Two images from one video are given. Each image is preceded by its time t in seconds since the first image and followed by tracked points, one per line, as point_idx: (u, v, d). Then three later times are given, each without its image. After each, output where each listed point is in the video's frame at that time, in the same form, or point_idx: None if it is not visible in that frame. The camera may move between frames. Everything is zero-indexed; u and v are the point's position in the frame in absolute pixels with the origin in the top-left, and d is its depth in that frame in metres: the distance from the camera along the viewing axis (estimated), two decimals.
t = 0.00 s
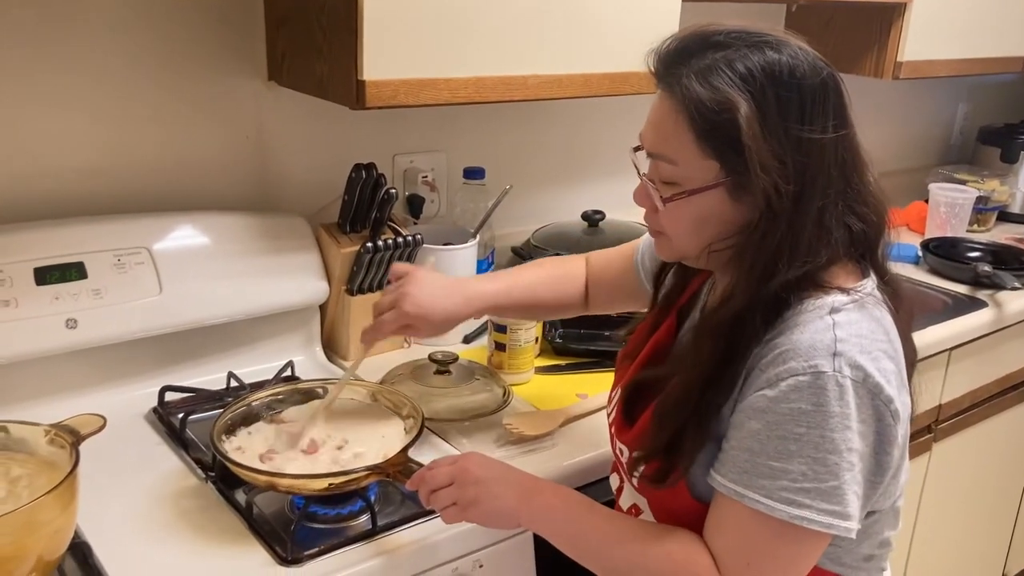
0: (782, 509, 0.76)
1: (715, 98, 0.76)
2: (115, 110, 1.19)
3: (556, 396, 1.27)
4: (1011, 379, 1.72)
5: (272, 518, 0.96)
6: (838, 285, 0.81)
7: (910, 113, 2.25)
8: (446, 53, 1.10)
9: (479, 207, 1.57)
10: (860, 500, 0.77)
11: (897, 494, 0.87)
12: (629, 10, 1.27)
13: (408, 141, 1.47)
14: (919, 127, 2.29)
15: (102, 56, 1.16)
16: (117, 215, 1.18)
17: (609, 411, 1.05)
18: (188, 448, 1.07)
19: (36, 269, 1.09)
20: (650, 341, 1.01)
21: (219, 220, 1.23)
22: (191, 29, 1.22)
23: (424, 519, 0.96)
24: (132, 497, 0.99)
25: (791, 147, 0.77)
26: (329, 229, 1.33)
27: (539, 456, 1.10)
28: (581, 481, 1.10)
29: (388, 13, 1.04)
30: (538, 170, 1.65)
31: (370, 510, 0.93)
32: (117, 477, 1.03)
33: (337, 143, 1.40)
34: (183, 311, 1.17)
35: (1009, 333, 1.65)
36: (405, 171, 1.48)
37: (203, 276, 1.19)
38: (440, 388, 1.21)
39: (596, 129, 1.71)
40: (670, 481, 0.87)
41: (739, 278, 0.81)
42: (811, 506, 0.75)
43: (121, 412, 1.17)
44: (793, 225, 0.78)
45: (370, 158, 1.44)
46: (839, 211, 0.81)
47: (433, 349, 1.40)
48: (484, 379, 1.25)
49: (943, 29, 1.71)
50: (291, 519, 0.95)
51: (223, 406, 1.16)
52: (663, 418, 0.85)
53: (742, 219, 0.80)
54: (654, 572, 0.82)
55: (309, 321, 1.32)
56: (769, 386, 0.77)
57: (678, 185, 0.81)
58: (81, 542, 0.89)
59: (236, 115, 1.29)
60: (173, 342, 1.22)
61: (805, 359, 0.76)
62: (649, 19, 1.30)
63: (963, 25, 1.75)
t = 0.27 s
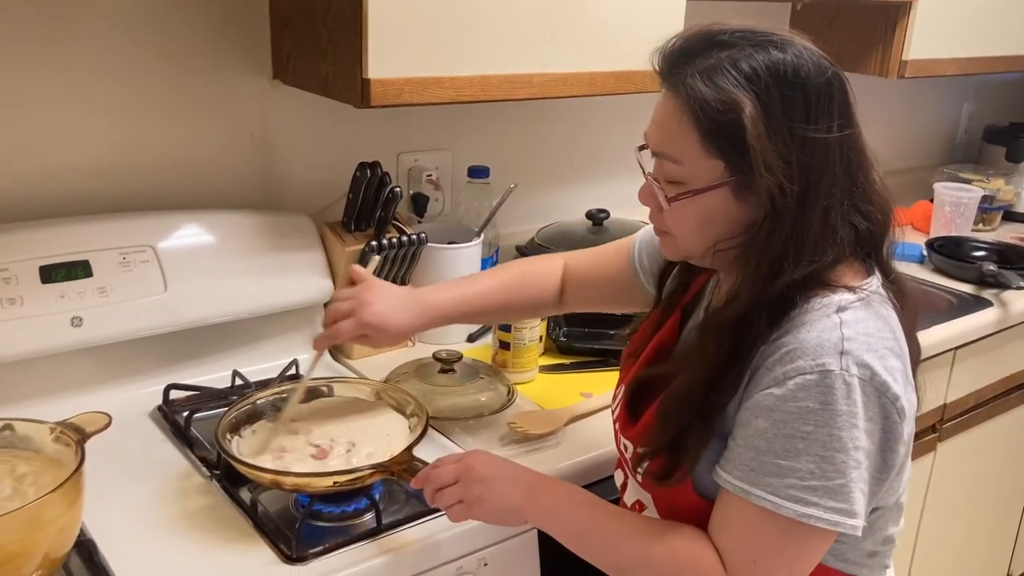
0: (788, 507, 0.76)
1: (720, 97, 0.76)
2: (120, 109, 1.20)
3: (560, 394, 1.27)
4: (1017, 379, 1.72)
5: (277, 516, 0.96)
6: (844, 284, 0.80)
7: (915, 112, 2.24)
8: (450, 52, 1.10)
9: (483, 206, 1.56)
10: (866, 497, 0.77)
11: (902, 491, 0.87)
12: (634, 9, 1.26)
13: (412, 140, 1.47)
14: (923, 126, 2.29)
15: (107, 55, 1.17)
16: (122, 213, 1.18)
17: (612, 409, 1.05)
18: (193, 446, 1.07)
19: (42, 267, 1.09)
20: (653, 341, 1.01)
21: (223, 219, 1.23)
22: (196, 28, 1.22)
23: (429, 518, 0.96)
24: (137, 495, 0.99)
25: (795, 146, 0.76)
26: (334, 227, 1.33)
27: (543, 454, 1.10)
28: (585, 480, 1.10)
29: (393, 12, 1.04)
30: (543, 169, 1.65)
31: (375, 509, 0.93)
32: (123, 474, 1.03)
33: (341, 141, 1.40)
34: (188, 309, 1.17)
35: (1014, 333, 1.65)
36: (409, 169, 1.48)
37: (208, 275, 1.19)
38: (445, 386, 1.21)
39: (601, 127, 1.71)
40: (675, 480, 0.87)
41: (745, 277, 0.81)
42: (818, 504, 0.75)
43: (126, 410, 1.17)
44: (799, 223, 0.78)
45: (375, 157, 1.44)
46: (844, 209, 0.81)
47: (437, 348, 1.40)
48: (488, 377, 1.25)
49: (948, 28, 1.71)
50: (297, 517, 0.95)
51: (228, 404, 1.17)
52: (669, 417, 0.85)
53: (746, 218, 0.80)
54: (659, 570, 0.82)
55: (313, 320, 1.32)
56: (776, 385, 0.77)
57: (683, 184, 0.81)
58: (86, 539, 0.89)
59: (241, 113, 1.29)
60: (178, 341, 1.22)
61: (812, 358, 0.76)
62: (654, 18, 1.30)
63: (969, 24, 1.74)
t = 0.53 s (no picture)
0: (798, 506, 0.76)
1: (723, 95, 0.76)
2: (127, 107, 1.20)
3: (566, 393, 1.27)
4: None
5: (284, 514, 0.96)
6: (852, 282, 0.80)
7: (921, 111, 2.24)
8: (457, 49, 1.10)
9: (489, 205, 1.56)
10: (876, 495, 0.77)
11: (909, 487, 0.87)
12: (640, 7, 1.26)
13: (418, 138, 1.47)
14: (929, 126, 2.29)
15: (114, 52, 1.17)
16: (129, 211, 1.19)
17: (618, 407, 1.05)
18: (200, 444, 1.07)
19: (49, 265, 1.09)
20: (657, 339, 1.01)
21: (230, 217, 1.23)
22: (202, 26, 1.22)
23: (436, 515, 0.96)
24: (145, 492, 0.99)
25: (800, 144, 0.76)
26: (340, 225, 1.33)
27: (549, 453, 1.10)
28: (591, 478, 1.10)
29: (399, 10, 1.04)
30: (548, 168, 1.65)
31: (382, 506, 0.93)
32: (130, 472, 1.03)
33: (348, 139, 1.40)
34: (195, 307, 1.18)
35: (1021, 332, 1.64)
36: (415, 168, 1.48)
37: (214, 273, 1.20)
38: (451, 384, 1.21)
39: (606, 126, 1.71)
40: (683, 478, 0.87)
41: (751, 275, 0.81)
42: (828, 502, 0.75)
43: (133, 408, 1.17)
44: (805, 220, 0.78)
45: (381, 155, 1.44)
46: (849, 204, 0.81)
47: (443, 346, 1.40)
48: (494, 375, 1.25)
49: (956, 25, 1.70)
50: (303, 515, 0.95)
51: (234, 402, 1.17)
52: (675, 415, 0.85)
53: (749, 216, 0.80)
54: (666, 567, 0.82)
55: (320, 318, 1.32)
56: (785, 384, 0.77)
57: (687, 182, 0.81)
58: (94, 537, 0.90)
59: (248, 111, 1.29)
60: (185, 339, 1.23)
61: (821, 356, 0.76)
62: (659, 16, 1.30)
63: (975, 22, 1.74)
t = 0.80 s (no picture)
0: (826, 486, 0.75)
1: (749, 65, 0.77)
2: (153, 97, 1.20)
3: (586, 386, 1.27)
4: None
5: (306, 502, 0.97)
6: (885, 266, 0.80)
7: (945, 107, 2.22)
8: (481, 41, 1.10)
9: (511, 197, 1.57)
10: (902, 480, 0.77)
11: (933, 478, 0.87)
12: None
13: (440, 130, 1.47)
14: (953, 122, 2.26)
15: (140, 43, 1.17)
16: (154, 201, 1.19)
17: (642, 391, 1.05)
18: (222, 432, 1.08)
19: (76, 254, 1.10)
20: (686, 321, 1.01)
21: (254, 207, 1.24)
22: (227, 17, 1.23)
23: (455, 506, 0.96)
24: (169, 479, 1.00)
25: (825, 109, 0.76)
26: (363, 217, 1.33)
27: (570, 445, 1.10)
28: (611, 472, 1.10)
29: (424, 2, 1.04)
30: (569, 161, 1.65)
31: (402, 496, 0.93)
32: (154, 459, 1.04)
33: (371, 131, 1.40)
34: (219, 297, 1.18)
35: None
36: (437, 160, 1.48)
37: (238, 263, 1.20)
38: (472, 375, 1.22)
39: (628, 119, 1.70)
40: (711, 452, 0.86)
41: (777, 247, 0.80)
42: (855, 483, 0.75)
43: (157, 396, 1.18)
44: (832, 185, 0.77)
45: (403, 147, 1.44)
46: (877, 178, 0.80)
47: (463, 338, 1.40)
48: (514, 368, 1.26)
49: (983, 20, 1.69)
50: (324, 504, 0.96)
51: (257, 391, 1.18)
52: (704, 391, 0.85)
53: (778, 186, 0.80)
54: (686, 548, 0.82)
55: (342, 309, 1.33)
56: (817, 363, 0.76)
57: (719, 156, 0.81)
58: (119, 523, 0.90)
59: (271, 103, 1.30)
60: (208, 328, 1.24)
61: (855, 337, 0.75)
62: (684, 9, 1.29)
63: (1003, 17, 1.72)
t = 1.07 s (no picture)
0: (822, 488, 0.75)
1: (747, 68, 0.77)
2: (153, 98, 1.21)
3: (586, 387, 1.27)
4: None
5: (306, 503, 0.97)
6: (883, 269, 0.80)
7: (945, 107, 2.22)
8: (480, 42, 1.10)
9: (511, 198, 1.57)
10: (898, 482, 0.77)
11: (931, 480, 0.87)
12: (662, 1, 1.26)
13: (440, 131, 1.47)
14: (953, 122, 2.27)
15: (140, 44, 1.18)
16: (154, 202, 1.20)
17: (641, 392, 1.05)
18: (222, 433, 1.08)
19: (76, 254, 1.10)
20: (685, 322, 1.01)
21: (254, 208, 1.24)
22: (226, 18, 1.23)
23: (455, 506, 0.96)
24: (169, 479, 1.00)
25: (824, 113, 0.76)
26: (363, 218, 1.33)
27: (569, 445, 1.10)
28: (611, 472, 1.10)
29: (423, 2, 1.04)
30: (569, 162, 1.65)
31: (402, 497, 0.93)
32: (154, 459, 1.04)
33: (371, 132, 1.40)
34: (219, 297, 1.19)
35: None
36: (437, 161, 1.48)
37: (238, 263, 1.20)
38: (472, 376, 1.22)
39: (627, 120, 1.70)
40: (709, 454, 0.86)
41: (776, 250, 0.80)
42: (851, 485, 0.75)
43: (157, 397, 1.18)
44: (831, 190, 0.78)
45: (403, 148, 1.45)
46: (876, 182, 0.81)
47: (463, 339, 1.40)
48: (513, 369, 1.26)
49: (982, 20, 1.69)
50: (324, 504, 0.96)
51: (257, 391, 1.18)
52: (701, 392, 0.85)
53: (777, 189, 0.80)
54: (683, 548, 0.82)
55: (342, 310, 1.33)
56: (814, 365, 0.77)
57: (717, 158, 0.81)
58: (119, 523, 0.91)
59: (271, 103, 1.30)
60: (208, 328, 1.24)
61: (851, 339, 0.75)
62: (684, 10, 1.30)
63: (1002, 18, 1.72)
